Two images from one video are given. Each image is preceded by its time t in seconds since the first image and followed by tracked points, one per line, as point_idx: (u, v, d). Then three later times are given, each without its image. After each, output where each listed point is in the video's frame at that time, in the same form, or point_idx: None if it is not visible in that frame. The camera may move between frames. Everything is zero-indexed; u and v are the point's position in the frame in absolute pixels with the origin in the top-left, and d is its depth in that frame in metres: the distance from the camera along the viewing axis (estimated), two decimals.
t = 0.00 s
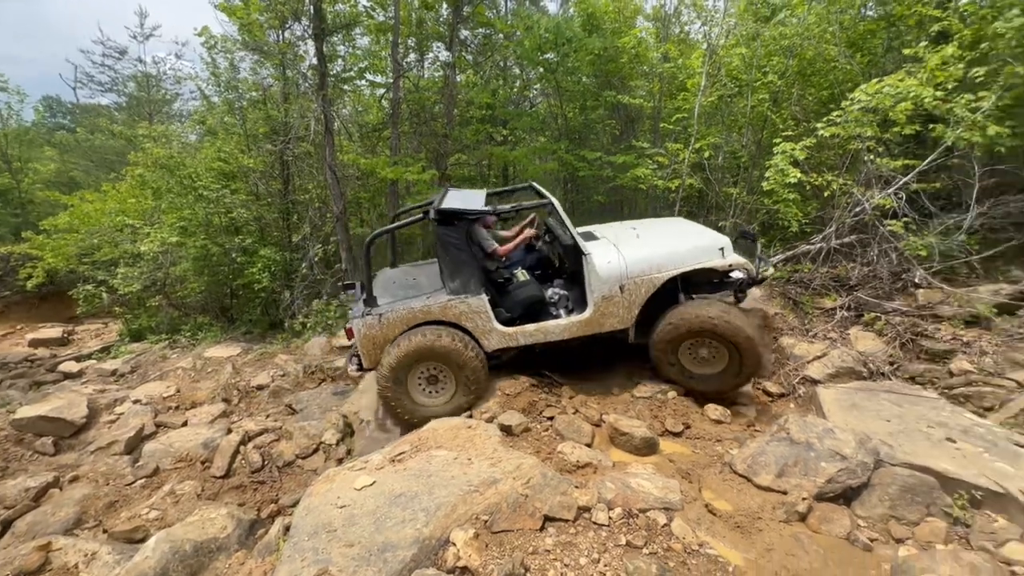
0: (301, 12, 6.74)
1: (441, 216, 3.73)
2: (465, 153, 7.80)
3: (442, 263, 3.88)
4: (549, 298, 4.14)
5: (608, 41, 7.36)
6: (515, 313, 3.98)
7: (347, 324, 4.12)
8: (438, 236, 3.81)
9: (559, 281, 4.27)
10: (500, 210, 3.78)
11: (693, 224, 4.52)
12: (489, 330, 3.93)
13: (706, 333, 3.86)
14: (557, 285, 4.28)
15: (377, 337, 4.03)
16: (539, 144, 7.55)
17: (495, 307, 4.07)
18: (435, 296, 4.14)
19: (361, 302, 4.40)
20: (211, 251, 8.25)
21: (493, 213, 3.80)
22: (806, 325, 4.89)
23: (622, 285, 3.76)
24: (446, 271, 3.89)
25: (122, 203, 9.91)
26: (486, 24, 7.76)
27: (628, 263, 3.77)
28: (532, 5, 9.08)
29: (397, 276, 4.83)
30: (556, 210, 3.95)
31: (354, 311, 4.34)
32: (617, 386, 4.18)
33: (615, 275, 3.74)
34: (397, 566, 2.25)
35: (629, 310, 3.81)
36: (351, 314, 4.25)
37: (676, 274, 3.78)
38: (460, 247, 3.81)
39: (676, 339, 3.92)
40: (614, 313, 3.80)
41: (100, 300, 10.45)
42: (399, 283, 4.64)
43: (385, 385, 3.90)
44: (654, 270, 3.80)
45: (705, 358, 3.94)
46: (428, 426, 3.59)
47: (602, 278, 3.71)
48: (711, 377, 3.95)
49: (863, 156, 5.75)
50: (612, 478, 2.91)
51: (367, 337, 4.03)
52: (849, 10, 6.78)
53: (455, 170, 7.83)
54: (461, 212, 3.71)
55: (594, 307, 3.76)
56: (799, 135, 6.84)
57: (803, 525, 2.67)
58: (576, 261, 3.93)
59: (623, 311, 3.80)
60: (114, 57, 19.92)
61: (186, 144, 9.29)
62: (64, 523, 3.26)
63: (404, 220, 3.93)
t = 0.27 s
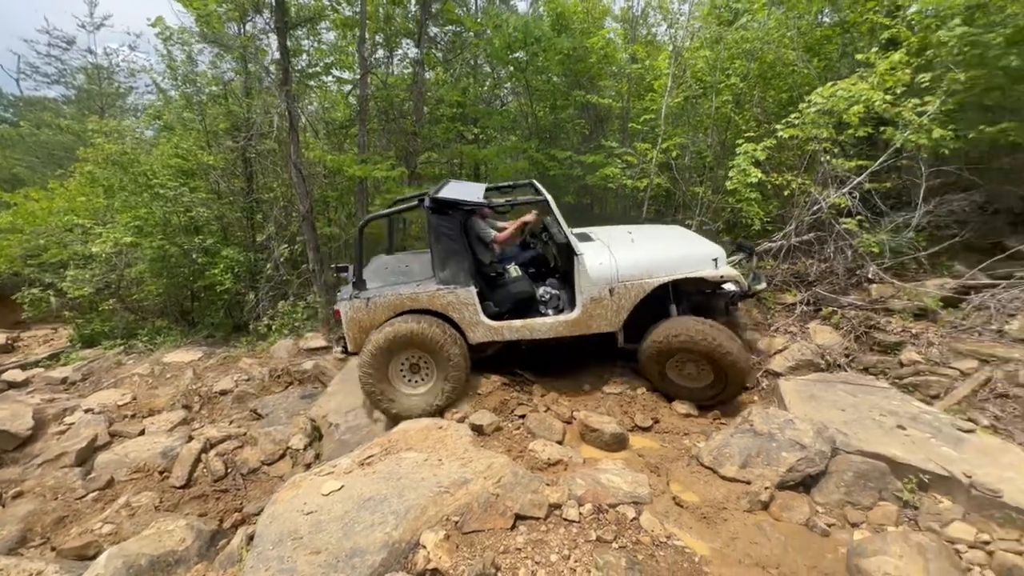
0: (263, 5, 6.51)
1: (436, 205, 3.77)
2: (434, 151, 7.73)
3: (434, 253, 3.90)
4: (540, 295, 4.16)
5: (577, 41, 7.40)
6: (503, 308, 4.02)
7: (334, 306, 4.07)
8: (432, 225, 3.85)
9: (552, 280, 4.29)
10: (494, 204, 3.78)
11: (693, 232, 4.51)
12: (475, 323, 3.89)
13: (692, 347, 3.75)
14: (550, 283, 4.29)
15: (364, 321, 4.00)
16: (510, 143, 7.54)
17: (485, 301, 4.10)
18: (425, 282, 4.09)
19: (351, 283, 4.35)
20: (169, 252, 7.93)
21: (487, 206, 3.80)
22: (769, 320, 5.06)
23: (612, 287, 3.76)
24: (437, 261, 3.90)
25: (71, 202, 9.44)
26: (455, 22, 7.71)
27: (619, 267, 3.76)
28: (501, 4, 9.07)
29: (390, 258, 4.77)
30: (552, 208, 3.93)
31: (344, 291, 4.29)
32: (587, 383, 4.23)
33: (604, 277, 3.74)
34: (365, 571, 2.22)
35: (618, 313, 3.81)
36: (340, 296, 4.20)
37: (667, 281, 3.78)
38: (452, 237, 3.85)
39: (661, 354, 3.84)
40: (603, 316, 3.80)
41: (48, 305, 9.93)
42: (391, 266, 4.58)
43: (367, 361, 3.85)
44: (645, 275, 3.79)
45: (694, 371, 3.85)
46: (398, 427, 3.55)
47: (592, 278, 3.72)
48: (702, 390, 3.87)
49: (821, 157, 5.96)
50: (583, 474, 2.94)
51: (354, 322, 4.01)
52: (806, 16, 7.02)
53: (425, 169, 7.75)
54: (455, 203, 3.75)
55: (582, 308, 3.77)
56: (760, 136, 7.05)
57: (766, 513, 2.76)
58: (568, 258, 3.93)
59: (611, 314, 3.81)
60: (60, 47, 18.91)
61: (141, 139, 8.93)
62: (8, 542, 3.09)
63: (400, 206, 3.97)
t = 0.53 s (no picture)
0: None
1: (422, 202, 3.75)
2: (405, 149, 7.52)
3: (420, 251, 3.87)
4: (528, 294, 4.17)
5: (548, 39, 7.41)
6: (491, 307, 4.03)
7: (321, 304, 4.06)
8: (418, 223, 3.83)
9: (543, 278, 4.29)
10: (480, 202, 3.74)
11: (685, 231, 4.50)
12: (461, 322, 3.87)
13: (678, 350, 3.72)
14: (538, 282, 4.30)
15: (349, 319, 4.00)
16: (482, 141, 7.49)
17: (473, 300, 4.11)
18: (412, 279, 4.07)
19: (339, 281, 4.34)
20: (126, 253, 7.55)
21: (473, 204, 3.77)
22: (736, 315, 5.19)
23: (600, 287, 3.76)
24: (423, 259, 3.87)
25: (17, 200, 8.97)
26: (425, 18, 7.57)
27: (608, 265, 3.75)
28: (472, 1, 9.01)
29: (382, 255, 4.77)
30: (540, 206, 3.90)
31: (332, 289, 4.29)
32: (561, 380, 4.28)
33: (593, 276, 3.74)
34: None
35: (607, 313, 3.82)
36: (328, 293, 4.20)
37: (656, 280, 3.78)
38: (438, 235, 3.82)
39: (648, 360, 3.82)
40: (591, 315, 3.81)
41: None
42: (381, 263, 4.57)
43: (359, 342, 3.83)
44: (635, 275, 3.79)
45: (685, 373, 3.83)
46: (369, 429, 3.51)
47: (580, 278, 3.72)
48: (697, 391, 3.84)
49: (783, 157, 6.16)
50: (556, 471, 2.96)
51: (340, 320, 4.00)
52: (768, 19, 7.24)
53: (396, 167, 7.65)
54: (441, 200, 3.73)
55: (570, 307, 3.77)
56: (726, 135, 7.22)
57: (733, 503, 2.84)
58: (556, 257, 3.91)
59: (600, 314, 3.81)
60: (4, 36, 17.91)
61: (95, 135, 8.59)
62: None
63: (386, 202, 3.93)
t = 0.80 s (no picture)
0: None
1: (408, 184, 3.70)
2: (381, 147, 7.45)
3: (407, 235, 3.81)
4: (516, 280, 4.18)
5: (525, 37, 7.40)
6: (480, 294, 4.02)
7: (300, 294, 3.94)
8: (404, 206, 3.77)
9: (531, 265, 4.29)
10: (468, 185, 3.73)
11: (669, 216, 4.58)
12: (450, 309, 3.84)
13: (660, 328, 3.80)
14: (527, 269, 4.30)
15: (331, 309, 3.89)
16: (459, 139, 7.43)
17: (461, 287, 4.07)
18: (395, 267, 4.00)
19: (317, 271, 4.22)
20: (88, 252, 7.42)
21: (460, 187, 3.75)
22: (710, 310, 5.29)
23: (591, 270, 3.78)
24: (410, 244, 3.81)
25: None
26: (400, 14, 7.36)
27: (598, 248, 3.79)
28: None
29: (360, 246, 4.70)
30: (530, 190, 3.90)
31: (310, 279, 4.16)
32: (539, 378, 4.30)
33: (583, 259, 3.77)
34: None
35: (597, 296, 3.84)
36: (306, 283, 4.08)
37: (646, 263, 3.83)
38: (425, 218, 3.78)
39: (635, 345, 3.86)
40: (581, 300, 3.83)
41: None
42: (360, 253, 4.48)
43: (355, 326, 3.75)
44: (624, 257, 3.83)
45: (676, 355, 3.86)
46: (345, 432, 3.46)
47: (571, 261, 3.74)
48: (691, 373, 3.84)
49: (754, 156, 6.29)
50: (535, 469, 2.97)
51: (320, 310, 3.89)
52: (739, 21, 7.38)
53: (371, 165, 7.55)
54: (428, 181, 3.70)
55: (561, 291, 3.79)
56: (700, 135, 7.34)
57: (708, 496, 2.89)
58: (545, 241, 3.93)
59: (590, 297, 3.83)
60: None
61: (53, 132, 8.24)
62: None
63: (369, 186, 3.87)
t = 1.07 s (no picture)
0: None
1: (402, 193, 3.53)
2: (359, 145, 7.36)
3: (400, 247, 3.65)
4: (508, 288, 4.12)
5: (504, 36, 7.24)
6: (474, 303, 3.92)
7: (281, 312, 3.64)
8: (397, 216, 3.60)
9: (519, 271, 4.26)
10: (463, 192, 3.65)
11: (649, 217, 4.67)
12: (446, 322, 3.76)
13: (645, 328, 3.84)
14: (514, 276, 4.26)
15: (317, 328, 3.64)
16: (439, 138, 7.37)
17: (453, 296, 3.96)
18: (385, 280, 3.84)
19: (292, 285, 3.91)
20: (51, 254, 7.30)
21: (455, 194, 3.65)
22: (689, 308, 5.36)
23: (585, 276, 3.82)
24: (404, 255, 3.65)
25: None
26: (377, 11, 7.08)
27: (592, 255, 3.82)
28: None
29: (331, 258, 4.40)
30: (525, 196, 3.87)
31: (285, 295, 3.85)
32: (521, 378, 4.30)
33: (578, 266, 3.79)
34: None
35: (590, 303, 3.88)
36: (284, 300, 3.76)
37: (636, 267, 3.89)
38: (420, 229, 3.63)
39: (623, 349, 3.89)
40: (575, 306, 3.85)
41: None
42: (335, 265, 4.21)
43: (358, 339, 3.57)
44: (616, 262, 3.87)
45: (664, 352, 3.92)
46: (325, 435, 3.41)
47: (565, 267, 3.75)
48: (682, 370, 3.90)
49: (730, 156, 6.41)
50: (517, 468, 2.96)
51: (305, 329, 3.63)
52: (715, 22, 7.47)
53: (349, 165, 7.38)
54: (423, 190, 3.54)
55: (557, 298, 3.80)
56: (678, 134, 7.43)
57: (688, 490, 2.93)
58: (542, 248, 3.90)
59: (585, 303, 3.87)
60: None
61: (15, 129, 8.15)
62: None
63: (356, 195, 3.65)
